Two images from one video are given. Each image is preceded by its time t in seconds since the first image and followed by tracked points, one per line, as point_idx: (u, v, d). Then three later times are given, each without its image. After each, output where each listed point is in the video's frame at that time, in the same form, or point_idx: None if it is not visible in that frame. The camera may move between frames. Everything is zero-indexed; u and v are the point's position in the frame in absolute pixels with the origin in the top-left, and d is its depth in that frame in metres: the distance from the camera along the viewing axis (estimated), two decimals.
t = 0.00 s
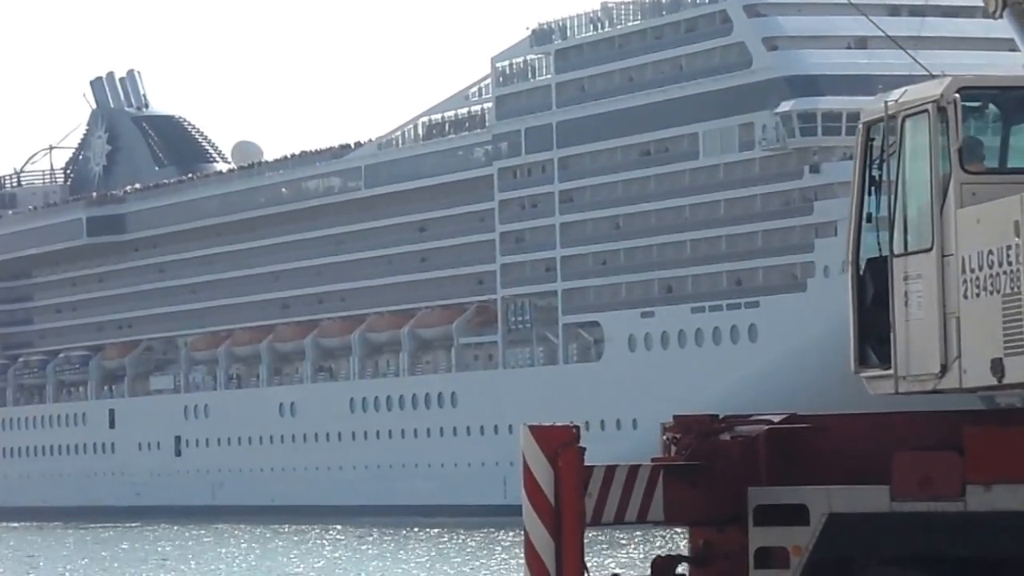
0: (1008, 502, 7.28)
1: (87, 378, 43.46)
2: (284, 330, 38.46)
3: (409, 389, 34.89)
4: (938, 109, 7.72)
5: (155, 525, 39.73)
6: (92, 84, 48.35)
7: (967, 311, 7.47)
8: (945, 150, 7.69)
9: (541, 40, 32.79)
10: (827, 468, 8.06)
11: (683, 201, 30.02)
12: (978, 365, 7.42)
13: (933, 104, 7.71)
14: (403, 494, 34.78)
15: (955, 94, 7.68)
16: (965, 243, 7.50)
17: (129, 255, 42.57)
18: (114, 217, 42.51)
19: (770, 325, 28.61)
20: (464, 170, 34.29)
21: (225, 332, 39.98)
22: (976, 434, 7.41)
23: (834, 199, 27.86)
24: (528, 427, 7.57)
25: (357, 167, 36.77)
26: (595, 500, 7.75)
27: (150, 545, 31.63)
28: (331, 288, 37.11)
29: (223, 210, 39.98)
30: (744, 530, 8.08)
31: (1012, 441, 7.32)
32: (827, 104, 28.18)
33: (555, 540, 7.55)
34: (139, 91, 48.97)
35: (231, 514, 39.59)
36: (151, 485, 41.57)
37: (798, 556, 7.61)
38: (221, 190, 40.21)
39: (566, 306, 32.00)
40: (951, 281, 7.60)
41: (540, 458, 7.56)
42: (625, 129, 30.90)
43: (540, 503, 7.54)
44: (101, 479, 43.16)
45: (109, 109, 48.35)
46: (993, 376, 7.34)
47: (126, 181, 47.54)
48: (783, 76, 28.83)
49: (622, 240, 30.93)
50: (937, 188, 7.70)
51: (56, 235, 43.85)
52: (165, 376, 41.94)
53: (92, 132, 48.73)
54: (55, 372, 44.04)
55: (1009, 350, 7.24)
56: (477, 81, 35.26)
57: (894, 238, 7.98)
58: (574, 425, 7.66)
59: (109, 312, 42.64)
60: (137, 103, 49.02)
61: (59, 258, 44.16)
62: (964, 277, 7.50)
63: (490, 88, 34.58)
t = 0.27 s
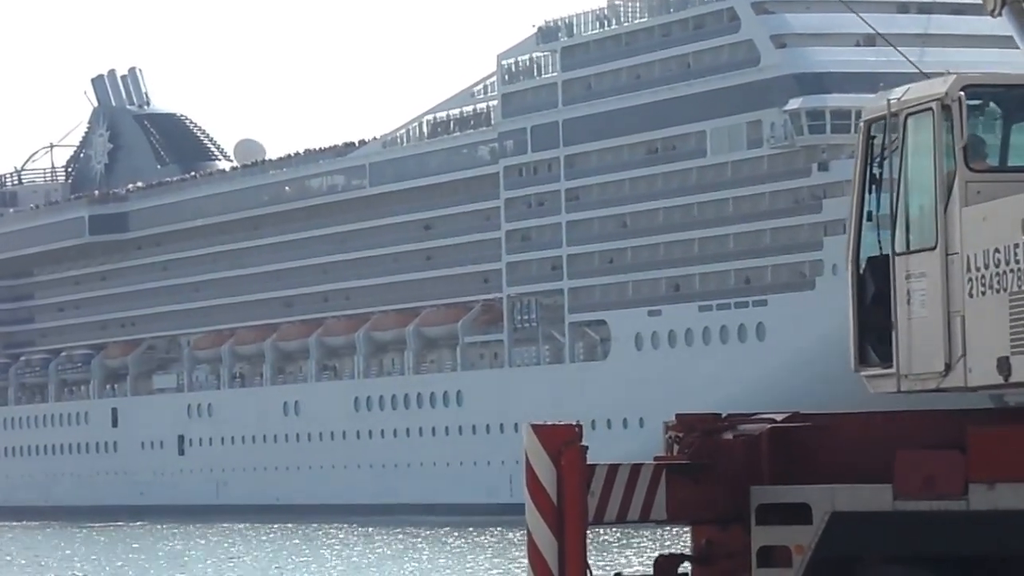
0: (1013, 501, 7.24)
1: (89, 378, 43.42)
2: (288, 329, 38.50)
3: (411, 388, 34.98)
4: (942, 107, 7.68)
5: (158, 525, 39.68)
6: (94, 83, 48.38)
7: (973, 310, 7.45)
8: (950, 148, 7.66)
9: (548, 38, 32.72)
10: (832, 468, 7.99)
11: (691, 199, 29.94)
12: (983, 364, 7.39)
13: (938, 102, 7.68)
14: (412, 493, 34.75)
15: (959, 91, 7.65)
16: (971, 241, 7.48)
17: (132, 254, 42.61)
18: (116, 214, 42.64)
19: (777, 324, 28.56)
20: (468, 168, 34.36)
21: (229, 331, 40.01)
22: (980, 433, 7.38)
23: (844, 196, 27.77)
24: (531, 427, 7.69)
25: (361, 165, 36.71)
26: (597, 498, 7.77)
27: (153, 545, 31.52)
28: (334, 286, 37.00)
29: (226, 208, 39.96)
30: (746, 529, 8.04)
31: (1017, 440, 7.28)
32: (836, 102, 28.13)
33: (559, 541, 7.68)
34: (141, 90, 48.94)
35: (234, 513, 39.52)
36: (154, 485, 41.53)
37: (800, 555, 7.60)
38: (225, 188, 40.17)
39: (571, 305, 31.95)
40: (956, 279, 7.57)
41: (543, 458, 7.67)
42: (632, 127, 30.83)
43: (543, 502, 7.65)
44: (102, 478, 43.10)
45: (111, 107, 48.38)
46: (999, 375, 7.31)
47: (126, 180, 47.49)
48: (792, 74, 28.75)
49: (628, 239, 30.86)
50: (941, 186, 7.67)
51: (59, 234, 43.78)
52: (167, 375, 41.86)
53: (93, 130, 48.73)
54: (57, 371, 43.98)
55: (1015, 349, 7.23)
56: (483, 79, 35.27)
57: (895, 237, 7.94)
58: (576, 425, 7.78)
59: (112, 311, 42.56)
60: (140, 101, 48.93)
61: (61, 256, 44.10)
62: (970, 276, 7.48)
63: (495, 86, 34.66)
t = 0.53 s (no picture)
0: (1017, 499, 7.25)
1: (95, 376, 43.38)
2: (294, 327, 38.46)
3: (415, 386, 34.93)
4: (948, 105, 7.63)
5: (162, 523, 39.63)
6: (97, 81, 48.58)
7: (979, 308, 7.41)
8: (956, 146, 7.63)
9: (555, 35, 32.62)
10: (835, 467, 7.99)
11: (700, 197, 29.87)
12: (990, 362, 7.34)
13: (944, 99, 7.63)
14: (417, 492, 34.68)
15: (966, 89, 7.61)
16: (978, 239, 7.43)
17: (137, 252, 42.69)
18: (119, 212, 42.89)
19: (787, 323, 28.55)
20: (476, 166, 34.38)
21: (234, 329, 39.97)
22: (985, 432, 7.39)
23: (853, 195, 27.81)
24: (536, 427, 7.75)
25: (367, 163, 36.67)
26: (601, 498, 7.77)
27: (154, 543, 31.52)
28: (340, 284, 36.95)
29: (231, 207, 40.01)
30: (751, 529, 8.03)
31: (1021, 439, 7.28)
32: (847, 99, 28.03)
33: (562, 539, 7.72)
34: (144, 87, 49.05)
35: (238, 512, 39.29)
36: (158, 484, 41.26)
37: (805, 554, 7.63)
38: (231, 186, 40.20)
39: (580, 303, 31.88)
40: (962, 276, 7.53)
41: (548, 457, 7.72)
42: (641, 124, 30.76)
43: (547, 501, 7.69)
44: (107, 477, 42.96)
45: (114, 105, 48.37)
46: (1006, 373, 7.26)
47: (131, 177, 47.42)
48: (803, 71, 28.62)
49: (637, 237, 30.80)
50: (947, 183, 7.63)
51: (63, 232, 43.93)
52: (172, 374, 41.82)
53: (97, 128, 48.78)
54: (61, 369, 43.92)
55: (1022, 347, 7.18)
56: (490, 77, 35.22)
57: (899, 235, 7.90)
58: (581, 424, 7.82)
59: (117, 310, 42.69)
60: (143, 98, 49.07)
61: (65, 254, 44.22)
62: (977, 273, 7.43)
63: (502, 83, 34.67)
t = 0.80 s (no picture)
0: None
1: (101, 373, 43.33)
2: (301, 325, 38.32)
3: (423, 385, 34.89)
4: (956, 102, 7.56)
5: (169, 521, 39.57)
6: (103, 79, 48.78)
7: (989, 306, 7.34)
8: (963, 144, 7.57)
9: (565, 32, 32.60)
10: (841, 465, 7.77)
11: (710, 195, 29.77)
12: (999, 361, 7.28)
13: (952, 97, 7.57)
14: (425, 490, 34.60)
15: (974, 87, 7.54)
16: (988, 237, 7.37)
17: (143, 249, 42.66)
18: (125, 210, 42.82)
19: (799, 321, 28.47)
20: (485, 164, 34.32)
21: (242, 327, 39.91)
22: (995, 428, 7.16)
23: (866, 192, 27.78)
24: (542, 424, 7.36)
25: (376, 161, 36.68)
26: (607, 496, 7.47)
27: (162, 542, 31.39)
28: (349, 281, 36.90)
29: (237, 204, 39.98)
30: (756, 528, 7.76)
31: None
32: (859, 96, 28.05)
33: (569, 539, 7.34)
34: (150, 85, 49.30)
35: (246, 511, 39.18)
36: (166, 481, 41.11)
37: (812, 552, 7.42)
38: (238, 184, 40.18)
39: (590, 301, 31.67)
40: (971, 274, 7.46)
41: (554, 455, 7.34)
42: (653, 122, 30.72)
43: (553, 500, 7.32)
44: (112, 475, 42.84)
45: (120, 103, 48.56)
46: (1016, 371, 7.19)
47: (136, 175, 47.37)
48: (815, 68, 28.53)
49: (648, 235, 30.76)
50: (956, 181, 7.57)
51: (69, 231, 43.93)
52: (178, 372, 41.73)
53: (102, 126, 48.81)
54: (67, 367, 43.88)
55: None
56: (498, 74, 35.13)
57: (906, 232, 7.83)
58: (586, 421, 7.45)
59: (122, 308, 42.66)
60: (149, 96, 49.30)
61: (71, 252, 44.23)
62: (986, 271, 7.36)
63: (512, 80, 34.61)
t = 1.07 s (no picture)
0: None
1: (109, 372, 43.22)
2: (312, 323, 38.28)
3: (432, 383, 34.87)
4: (966, 100, 7.73)
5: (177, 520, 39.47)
6: (110, 76, 48.73)
7: (1000, 303, 7.46)
8: (974, 139, 7.74)
9: (577, 29, 32.57)
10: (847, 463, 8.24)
11: (723, 192, 29.72)
12: (1013, 357, 7.40)
13: (962, 93, 7.73)
14: (434, 489, 34.55)
15: (986, 83, 7.70)
16: (999, 233, 7.51)
17: (150, 247, 42.47)
18: (134, 208, 42.47)
19: (815, 318, 28.21)
20: (496, 162, 34.29)
21: (252, 324, 39.90)
22: (1001, 429, 7.52)
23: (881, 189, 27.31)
24: (549, 422, 7.92)
25: (385, 158, 36.64)
26: (616, 493, 7.95)
27: (168, 541, 31.19)
28: (359, 279, 36.82)
29: (245, 202, 39.92)
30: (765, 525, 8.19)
31: None
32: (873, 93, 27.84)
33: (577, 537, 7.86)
34: (157, 82, 49.29)
35: (256, 510, 39.09)
36: (175, 480, 41.07)
37: (821, 550, 7.80)
38: (246, 181, 40.11)
39: (602, 299, 31.75)
40: (981, 271, 7.59)
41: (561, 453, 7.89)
42: (666, 119, 30.70)
43: (562, 498, 7.86)
44: (119, 474, 42.73)
45: (127, 101, 48.43)
46: None
47: (144, 173, 47.42)
48: (828, 65, 28.44)
49: (660, 232, 30.78)
50: (967, 177, 7.73)
51: (73, 229, 43.69)
52: (186, 369, 41.69)
53: (110, 123, 48.81)
54: (75, 366, 43.87)
55: None
56: (509, 71, 34.98)
57: (914, 229, 7.95)
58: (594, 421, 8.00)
59: (129, 306, 42.67)
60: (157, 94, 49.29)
61: (78, 250, 44.05)
62: (997, 268, 7.49)
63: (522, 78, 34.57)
